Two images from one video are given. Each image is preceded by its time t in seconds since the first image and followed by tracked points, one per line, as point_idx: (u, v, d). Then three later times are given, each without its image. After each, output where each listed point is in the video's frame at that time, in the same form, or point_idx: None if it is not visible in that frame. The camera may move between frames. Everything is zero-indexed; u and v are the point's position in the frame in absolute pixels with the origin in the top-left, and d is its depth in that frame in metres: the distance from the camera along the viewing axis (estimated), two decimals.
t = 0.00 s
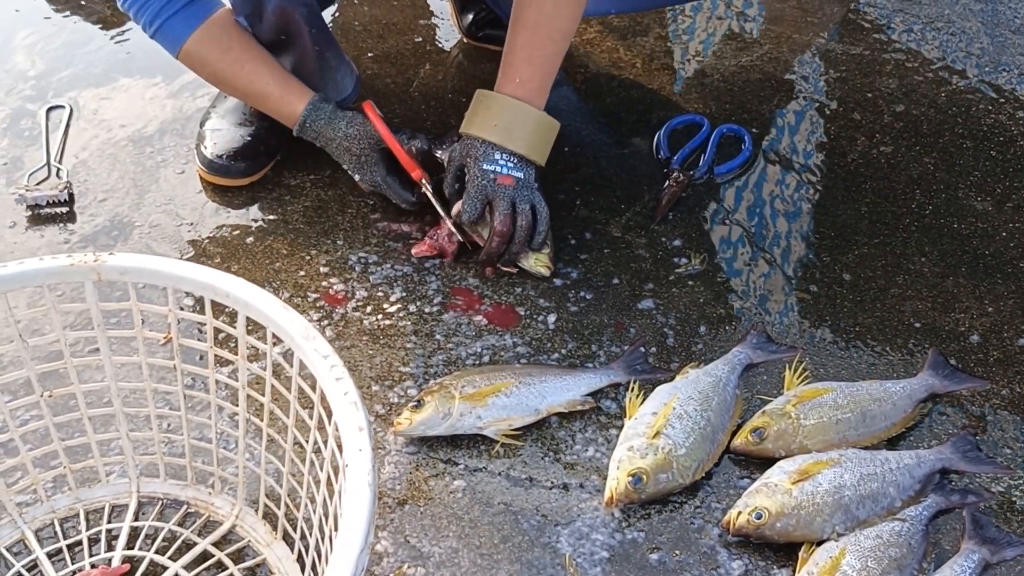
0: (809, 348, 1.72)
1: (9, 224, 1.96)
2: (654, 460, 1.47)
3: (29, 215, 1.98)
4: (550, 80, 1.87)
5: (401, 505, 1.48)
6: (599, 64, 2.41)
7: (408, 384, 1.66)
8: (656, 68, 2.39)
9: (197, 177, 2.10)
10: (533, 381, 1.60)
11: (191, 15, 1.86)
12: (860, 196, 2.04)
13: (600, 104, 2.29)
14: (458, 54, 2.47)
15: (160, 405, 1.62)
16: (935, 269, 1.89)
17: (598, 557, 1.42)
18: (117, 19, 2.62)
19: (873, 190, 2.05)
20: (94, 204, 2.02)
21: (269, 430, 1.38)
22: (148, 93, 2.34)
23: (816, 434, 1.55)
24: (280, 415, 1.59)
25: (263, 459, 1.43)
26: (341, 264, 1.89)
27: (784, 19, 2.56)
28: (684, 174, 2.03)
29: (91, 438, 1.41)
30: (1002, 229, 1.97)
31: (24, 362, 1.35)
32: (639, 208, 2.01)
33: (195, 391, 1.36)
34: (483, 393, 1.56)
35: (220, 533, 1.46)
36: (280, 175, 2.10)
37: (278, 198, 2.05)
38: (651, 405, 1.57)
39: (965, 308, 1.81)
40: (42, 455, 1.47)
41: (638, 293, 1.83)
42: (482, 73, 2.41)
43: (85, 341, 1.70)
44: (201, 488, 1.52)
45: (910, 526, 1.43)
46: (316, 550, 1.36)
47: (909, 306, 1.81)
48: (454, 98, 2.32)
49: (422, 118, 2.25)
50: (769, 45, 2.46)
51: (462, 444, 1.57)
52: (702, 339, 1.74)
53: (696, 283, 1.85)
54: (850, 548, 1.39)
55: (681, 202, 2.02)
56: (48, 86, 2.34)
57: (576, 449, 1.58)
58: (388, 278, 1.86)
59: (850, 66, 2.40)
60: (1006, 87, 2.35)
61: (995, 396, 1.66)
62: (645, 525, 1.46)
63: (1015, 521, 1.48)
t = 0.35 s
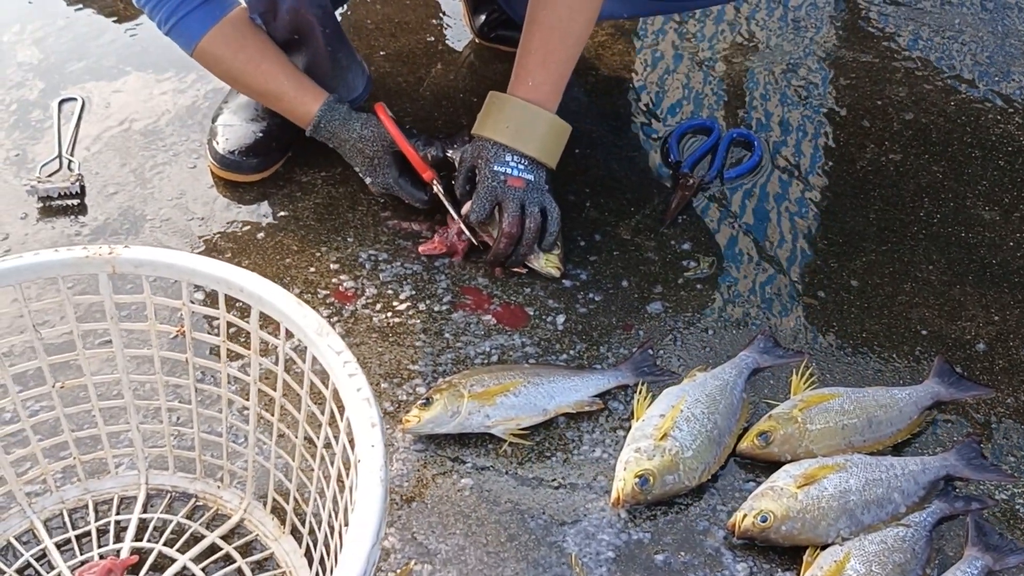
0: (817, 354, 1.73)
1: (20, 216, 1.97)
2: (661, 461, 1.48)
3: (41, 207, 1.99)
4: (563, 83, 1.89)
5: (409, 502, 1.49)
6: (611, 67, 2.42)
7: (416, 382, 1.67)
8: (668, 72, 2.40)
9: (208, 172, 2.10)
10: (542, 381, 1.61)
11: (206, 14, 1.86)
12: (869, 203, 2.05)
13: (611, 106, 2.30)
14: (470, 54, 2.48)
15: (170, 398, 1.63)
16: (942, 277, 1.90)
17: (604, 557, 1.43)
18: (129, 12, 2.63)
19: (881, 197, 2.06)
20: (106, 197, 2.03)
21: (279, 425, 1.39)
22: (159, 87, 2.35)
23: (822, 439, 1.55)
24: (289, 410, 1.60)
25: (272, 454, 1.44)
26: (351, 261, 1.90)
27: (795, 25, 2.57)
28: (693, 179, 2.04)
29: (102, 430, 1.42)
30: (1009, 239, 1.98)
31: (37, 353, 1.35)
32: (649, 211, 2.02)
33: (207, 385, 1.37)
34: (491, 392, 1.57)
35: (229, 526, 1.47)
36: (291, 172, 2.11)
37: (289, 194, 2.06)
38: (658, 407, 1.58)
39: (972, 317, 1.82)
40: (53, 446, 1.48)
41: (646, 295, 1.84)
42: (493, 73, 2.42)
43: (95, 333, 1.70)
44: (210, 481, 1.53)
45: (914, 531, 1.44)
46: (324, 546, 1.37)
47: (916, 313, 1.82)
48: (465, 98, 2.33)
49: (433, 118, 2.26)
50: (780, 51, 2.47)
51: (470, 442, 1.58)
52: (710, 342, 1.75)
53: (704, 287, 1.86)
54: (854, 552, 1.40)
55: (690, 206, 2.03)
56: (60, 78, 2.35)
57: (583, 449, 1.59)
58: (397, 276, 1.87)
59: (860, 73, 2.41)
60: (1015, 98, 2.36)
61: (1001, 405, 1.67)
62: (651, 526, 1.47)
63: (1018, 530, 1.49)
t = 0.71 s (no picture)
0: (812, 352, 1.75)
1: (23, 207, 1.98)
2: (656, 456, 1.49)
3: (43, 199, 2.00)
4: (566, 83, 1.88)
5: (405, 494, 1.50)
6: (611, 66, 2.43)
7: (415, 375, 1.68)
8: (667, 72, 2.41)
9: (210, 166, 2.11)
10: (539, 376, 1.62)
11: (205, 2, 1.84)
12: (866, 204, 2.06)
13: (610, 105, 2.31)
14: (471, 52, 2.49)
15: (170, 389, 1.64)
16: (938, 278, 1.91)
17: (598, 551, 1.44)
18: (132, 6, 2.64)
19: (878, 198, 2.08)
20: (107, 189, 2.04)
21: (277, 416, 1.40)
22: (162, 81, 2.36)
23: (817, 436, 1.57)
24: (287, 402, 1.61)
25: (271, 444, 1.45)
26: (350, 256, 1.91)
27: (795, 27, 2.58)
28: (692, 178, 2.05)
29: (102, 419, 1.43)
30: (1005, 240, 1.99)
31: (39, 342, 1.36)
32: (647, 209, 2.03)
33: (206, 376, 1.38)
34: (488, 386, 1.58)
35: (227, 516, 1.48)
36: (293, 167, 2.13)
37: (289, 189, 2.07)
38: (654, 403, 1.59)
39: (967, 317, 1.83)
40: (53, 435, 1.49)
41: (644, 292, 1.85)
42: (494, 71, 2.43)
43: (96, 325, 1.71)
44: (209, 471, 1.54)
45: (907, 528, 1.45)
46: (321, 536, 1.38)
47: (912, 313, 1.83)
48: (465, 95, 2.34)
49: (433, 115, 2.28)
50: (780, 52, 2.49)
51: (467, 436, 1.60)
52: (706, 339, 1.76)
53: (701, 285, 1.87)
54: (847, 548, 1.41)
55: (688, 205, 2.04)
56: (63, 71, 2.36)
57: (579, 444, 1.60)
58: (397, 271, 1.88)
59: (859, 75, 2.42)
60: (1013, 101, 2.37)
61: (995, 404, 1.68)
62: (646, 521, 1.49)
63: (1011, 528, 1.50)
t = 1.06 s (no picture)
0: (805, 349, 1.75)
1: (21, 205, 1.99)
2: (649, 453, 1.49)
3: (40, 196, 2.01)
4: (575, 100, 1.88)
5: (399, 490, 1.51)
6: (607, 65, 2.43)
7: (409, 372, 1.69)
8: (663, 72, 2.42)
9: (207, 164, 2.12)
10: (533, 373, 1.63)
11: None
12: (860, 203, 2.07)
13: (606, 104, 2.32)
14: (467, 50, 2.50)
15: (166, 385, 1.65)
16: (931, 277, 1.92)
17: (591, 546, 1.45)
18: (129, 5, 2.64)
19: (872, 197, 2.08)
20: (105, 187, 2.05)
21: (271, 412, 1.40)
22: (159, 80, 2.37)
23: (809, 433, 1.57)
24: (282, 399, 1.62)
25: (265, 440, 1.46)
26: (346, 253, 1.91)
27: (790, 26, 2.59)
28: (686, 176, 2.06)
29: (98, 415, 1.44)
30: (998, 239, 2.00)
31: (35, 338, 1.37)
32: (641, 208, 2.04)
33: (201, 372, 1.38)
34: (482, 383, 1.59)
35: (222, 511, 1.49)
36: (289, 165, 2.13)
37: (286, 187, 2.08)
38: (647, 400, 1.59)
39: (960, 316, 1.84)
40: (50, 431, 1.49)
41: (638, 290, 1.86)
42: (490, 69, 2.44)
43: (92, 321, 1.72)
44: (204, 467, 1.55)
45: (898, 525, 1.46)
46: (316, 530, 1.39)
47: (905, 311, 1.84)
48: (461, 94, 2.35)
49: (429, 113, 2.28)
50: (775, 51, 2.49)
51: (461, 432, 1.60)
52: (700, 337, 1.77)
53: (695, 283, 1.87)
54: (839, 545, 1.41)
55: (683, 203, 2.05)
56: (60, 70, 2.37)
57: (572, 441, 1.61)
58: (392, 269, 1.89)
59: (854, 74, 2.43)
60: (1007, 100, 2.38)
61: (987, 402, 1.69)
62: (638, 517, 1.49)
63: (1002, 525, 1.50)
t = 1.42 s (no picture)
0: (802, 349, 1.76)
1: (19, 208, 1.99)
2: (647, 452, 1.50)
3: (39, 200, 2.01)
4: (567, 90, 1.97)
5: (398, 491, 1.51)
6: (604, 66, 2.44)
7: (408, 373, 1.69)
8: (659, 73, 2.43)
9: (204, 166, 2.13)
10: (531, 374, 1.63)
11: (233, 29, 1.82)
12: (856, 202, 2.08)
13: (603, 105, 2.32)
14: (464, 52, 2.50)
15: (165, 388, 1.65)
16: (928, 276, 1.92)
17: (590, 546, 1.46)
18: (126, 8, 2.65)
19: (869, 197, 2.09)
20: (103, 190, 2.05)
21: (269, 413, 1.41)
22: (157, 83, 2.37)
23: (806, 432, 1.58)
24: (280, 400, 1.62)
25: (264, 442, 1.46)
26: (344, 255, 1.92)
27: (787, 27, 2.59)
28: (683, 176, 2.06)
29: (97, 417, 1.44)
30: (995, 238, 2.01)
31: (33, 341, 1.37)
32: (639, 208, 2.05)
33: (200, 374, 1.39)
34: (481, 384, 1.59)
35: (221, 513, 1.49)
36: (287, 167, 2.14)
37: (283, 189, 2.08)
38: (645, 400, 1.60)
39: (957, 314, 1.84)
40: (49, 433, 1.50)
41: (636, 291, 1.87)
42: (487, 71, 2.44)
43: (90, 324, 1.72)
44: (203, 469, 1.55)
45: (896, 523, 1.46)
46: (314, 532, 1.39)
47: (902, 310, 1.85)
48: (459, 96, 2.36)
49: (427, 115, 2.29)
50: (772, 52, 2.50)
51: (459, 433, 1.60)
52: (697, 337, 1.77)
53: (692, 283, 1.88)
54: (837, 543, 1.42)
55: (680, 203, 2.05)
56: (58, 74, 2.37)
57: (571, 441, 1.61)
58: (390, 270, 1.89)
59: (850, 74, 2.44)
60: (1003, 100, 2.39)
61: (984, 400, 1.69)
62: (637, 517, 1.50)
63: (999, 522, 1.51)
